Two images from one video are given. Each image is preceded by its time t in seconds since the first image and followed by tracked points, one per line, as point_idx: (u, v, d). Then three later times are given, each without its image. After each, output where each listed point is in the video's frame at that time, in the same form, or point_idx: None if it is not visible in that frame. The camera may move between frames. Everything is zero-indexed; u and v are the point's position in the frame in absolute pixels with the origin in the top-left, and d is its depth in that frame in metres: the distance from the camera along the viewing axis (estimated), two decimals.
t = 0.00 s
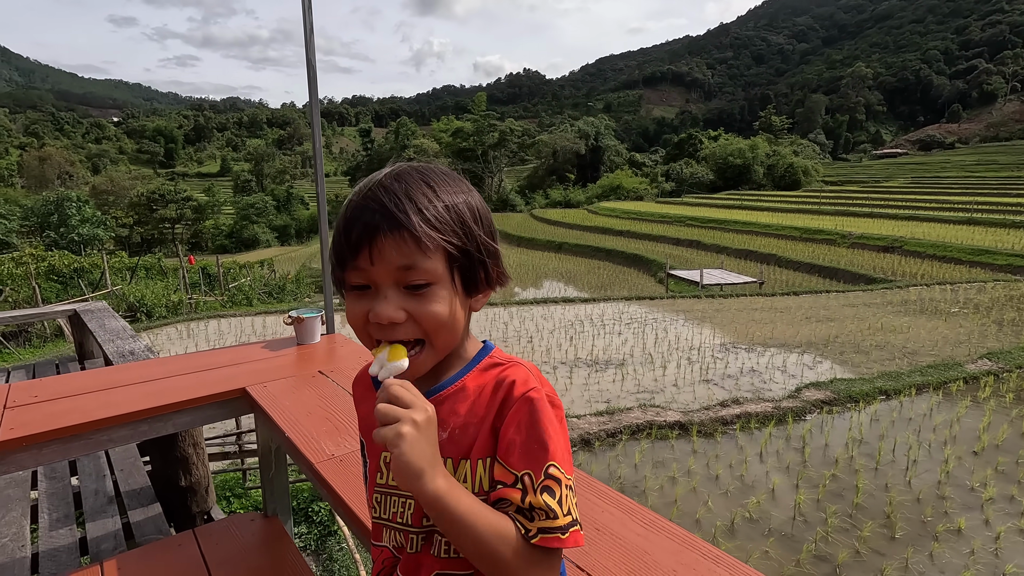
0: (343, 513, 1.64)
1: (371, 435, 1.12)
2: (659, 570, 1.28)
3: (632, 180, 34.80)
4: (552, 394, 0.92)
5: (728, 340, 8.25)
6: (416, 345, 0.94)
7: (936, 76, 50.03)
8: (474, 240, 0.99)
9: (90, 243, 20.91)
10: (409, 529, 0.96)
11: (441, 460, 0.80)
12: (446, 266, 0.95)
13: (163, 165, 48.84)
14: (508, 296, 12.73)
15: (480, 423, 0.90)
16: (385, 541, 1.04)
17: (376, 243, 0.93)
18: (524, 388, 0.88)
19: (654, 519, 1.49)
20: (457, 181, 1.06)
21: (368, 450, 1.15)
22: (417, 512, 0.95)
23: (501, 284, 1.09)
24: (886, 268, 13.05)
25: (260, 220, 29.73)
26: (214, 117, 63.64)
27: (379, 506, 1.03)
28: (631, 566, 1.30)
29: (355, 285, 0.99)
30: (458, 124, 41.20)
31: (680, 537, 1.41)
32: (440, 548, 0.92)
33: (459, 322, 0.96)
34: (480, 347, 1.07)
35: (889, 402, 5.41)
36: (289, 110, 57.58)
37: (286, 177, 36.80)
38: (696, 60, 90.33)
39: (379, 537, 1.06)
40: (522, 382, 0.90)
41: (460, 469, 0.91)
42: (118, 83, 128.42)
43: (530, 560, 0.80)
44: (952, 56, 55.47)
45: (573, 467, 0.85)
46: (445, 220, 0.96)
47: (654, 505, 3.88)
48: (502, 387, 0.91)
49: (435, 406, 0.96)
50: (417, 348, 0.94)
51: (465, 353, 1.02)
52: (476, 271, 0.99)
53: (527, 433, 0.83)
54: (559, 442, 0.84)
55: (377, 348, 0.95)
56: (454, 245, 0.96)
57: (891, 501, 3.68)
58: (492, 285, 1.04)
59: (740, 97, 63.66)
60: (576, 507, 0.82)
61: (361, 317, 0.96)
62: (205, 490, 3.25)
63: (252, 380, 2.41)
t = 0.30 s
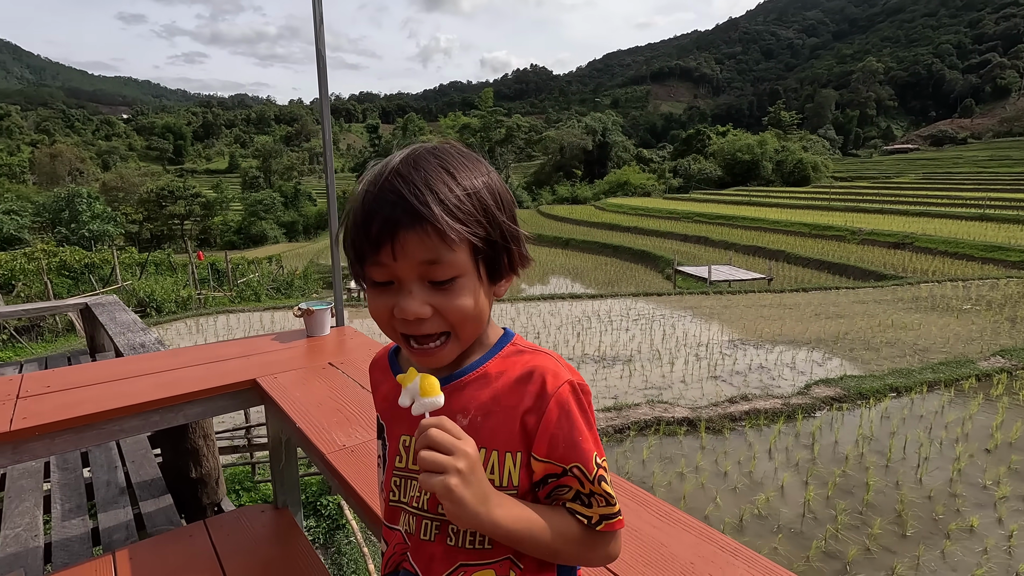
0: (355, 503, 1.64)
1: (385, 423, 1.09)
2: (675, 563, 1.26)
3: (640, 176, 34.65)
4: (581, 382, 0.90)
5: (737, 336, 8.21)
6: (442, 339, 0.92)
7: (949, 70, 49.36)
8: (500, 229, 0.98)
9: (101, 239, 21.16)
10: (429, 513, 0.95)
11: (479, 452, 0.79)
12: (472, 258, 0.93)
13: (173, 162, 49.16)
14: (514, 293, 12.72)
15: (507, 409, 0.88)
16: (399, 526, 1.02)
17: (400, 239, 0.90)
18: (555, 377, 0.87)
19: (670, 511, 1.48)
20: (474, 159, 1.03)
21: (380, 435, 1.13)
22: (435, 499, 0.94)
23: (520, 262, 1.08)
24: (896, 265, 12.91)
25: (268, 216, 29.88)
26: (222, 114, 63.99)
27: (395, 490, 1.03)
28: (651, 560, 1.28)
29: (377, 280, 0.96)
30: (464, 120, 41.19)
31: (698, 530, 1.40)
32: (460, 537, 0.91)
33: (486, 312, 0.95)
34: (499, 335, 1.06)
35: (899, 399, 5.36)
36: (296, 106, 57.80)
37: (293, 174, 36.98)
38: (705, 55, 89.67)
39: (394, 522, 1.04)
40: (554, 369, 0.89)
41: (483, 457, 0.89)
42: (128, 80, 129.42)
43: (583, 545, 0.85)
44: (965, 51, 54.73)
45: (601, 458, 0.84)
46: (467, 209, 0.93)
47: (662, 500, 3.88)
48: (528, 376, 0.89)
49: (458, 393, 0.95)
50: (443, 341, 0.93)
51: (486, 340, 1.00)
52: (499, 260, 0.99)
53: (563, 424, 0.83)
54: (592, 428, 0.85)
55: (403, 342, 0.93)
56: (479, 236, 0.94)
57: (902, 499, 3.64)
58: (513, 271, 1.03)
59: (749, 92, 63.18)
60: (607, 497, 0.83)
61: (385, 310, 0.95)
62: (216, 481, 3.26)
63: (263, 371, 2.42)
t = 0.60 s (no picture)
0: (362, 504, 1.63)
1: (392, 426, 1.09)
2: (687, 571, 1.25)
3: (651, 173, 34.44)
4: (591, 388, 0.89)
5: (749, 335, 8.14)
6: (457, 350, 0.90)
7: (967, 65, 48.50)
8: (515, 237, 0.97)
9: (116, 237, 21.47)
10: (436, 522, 0.94)
11: (484, 455, 0.79)
12: (485, 267, 0.91)
13: (186, 160, 49.68)
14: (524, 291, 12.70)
15: (518, 414, 0.87)
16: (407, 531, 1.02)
17: (410, 251, 0.87)
18: (566, 382, 0.86)
19: (681, 516, 1.46)
20: (484, 161, 1.02)
21: (387, 438, 1.12)
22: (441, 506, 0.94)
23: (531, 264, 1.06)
24: (911, 264, 12.71)
25: (280, 214, 30.11)
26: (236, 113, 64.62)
27: (402, 494, 1.02)
28: (661, 568, 1.26)
29: (387, 292, 0.94)
30: (475, 117, 41.26)
31: (709, 536, 1.38)
32: (467, 545, 0.90)
33: (502, 321, 0.93)
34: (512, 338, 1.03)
35: (915, 400, 5.28)
36: (308, 105, 58.09)
37: (305, 172, 37.25)
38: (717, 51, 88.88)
39: (402, 528, 1.03)
40: (564, 376, 0.88)
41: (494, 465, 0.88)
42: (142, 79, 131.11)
43: (576, 557, 0.82)
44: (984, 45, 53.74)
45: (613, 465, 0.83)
46: (478, 217, 0.92)
47: (673, 501, 3.84)
48: (542, 385, 0.87)
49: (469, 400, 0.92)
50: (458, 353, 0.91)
51: (499, 345, 0.98)
52: (514, 268, 0.97)
53: (576, 429, 0.82)
54: (604, 436, 0.84)
55: (416, 355, 0.91)
56: (495, 245, 0.93)
57: (918, 501, 3.58)
58: (527, 273, 1.02)
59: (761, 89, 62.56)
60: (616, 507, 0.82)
61: (399, 322, 0.92)
62: (225, 479, 3.28)
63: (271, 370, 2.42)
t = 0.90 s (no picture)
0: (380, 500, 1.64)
1: (405, 426, 1.09)
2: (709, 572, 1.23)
3: (670, 170, 34.11)
4: (601, 386, 0.89)
5: (769, 335, 8.02)
6: (465, 352, 0.91)
7: (1001, 58, 47.02)
8: (526, 241, 0.97)
9: (142, 233, 21.98)
10: (447, 523, 0.94)
11: (483, 449, 0.79)
12: (492, 270, 0.91)
13: (210, 158, 50.64)
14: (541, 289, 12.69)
15: (526, 413, 0.87)
16: (422, 529, 1.02)
17: (417, 253, 0.87)
18: (573, 379, 0.86)
19: (701, 516, 1.45)
20: (490, 160, 1.01)
21: (401, 438, 1.12)
22: (451, 504, 0.94)
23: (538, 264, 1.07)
24: (939, 263, 12.41)
25: (300, 212, 30.48)
26: (257, 111, 65.59)
27: (415, 493, 1.03)
28: (680, 568, 1.25)
29: (394, 295, 0.94)
30: (493, 114, 41.27)
31: (731, 537, 1.36)
32: (477, 546, 0.90)
33: (509, 325, 0.93)
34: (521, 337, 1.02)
35: (942, 402, 5.15)
36: (328, 104, 58.78)
37: (325, 170, 37.68)
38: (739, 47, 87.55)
39: (417, 530, 1.03)
40: (572, 373, 0.87)
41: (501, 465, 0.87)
42: (168, 79, 133.87)
43: (571, 557, 0.80)
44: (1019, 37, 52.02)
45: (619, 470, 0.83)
46: (485, 219, 0.91)
47: (691, 501, 3.81)
48: (550, 385, 0.87)
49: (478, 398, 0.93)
50: (466, 355, 0.91)
51: (508, 346, 0.98)
52: (524, 271, 0.97)
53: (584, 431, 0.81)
54: (611, 437, 0.83)
55: (425, 356, 0.91)
56: (503, 247, 0.92)
57: (945, 506, 3.50)
58: (535, 274, 1.01)
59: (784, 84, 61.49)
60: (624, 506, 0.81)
61: (405, 325, 0.92)
62: (248, 472, 3.33)
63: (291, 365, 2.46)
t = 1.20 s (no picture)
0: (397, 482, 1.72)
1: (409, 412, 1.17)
2: (704, 552, 1.26)
3: (698, 166, 33.62)
4: (563, 385, 0.91)
5: (797, 335, 7.88)
6: (430, 346, 0.96)
7: None
8: (469, 242, 0.95)
9: (177, 228, 22.66)
10: (430, 499, 1.02)
11: (435, 431, 0.85)
12: (445, 271, 0.93)
13: (242, 155, 51.86)
14: (565, 285, 12.70)
15: (490, 402, 0.94)
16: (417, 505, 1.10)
17: (375, 259, 0.94)
18: (533, 376, 0.89)
19: (701, 500, 1.48)
20: (465, 171, 1.04)
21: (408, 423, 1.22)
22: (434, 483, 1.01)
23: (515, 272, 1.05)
24: (979, 263, 12.00)
25: (328, 208, 31.02)
26: (287, 109, 66.88)
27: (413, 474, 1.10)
28: (675, 545, 1.28)
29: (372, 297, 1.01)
30: (520, 110, 41.23)
31: (729, 520, 1.40)
32: (452, 524, 0.96)
33: (470, 326, 0.96)
34: (509, 338, 1.06)
35: (975, 406, 5.02)
36: (356, 101, 59.59)
37: (353, 167, 38.23)
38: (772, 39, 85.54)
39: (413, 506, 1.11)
40: (533, 371, 0.90)
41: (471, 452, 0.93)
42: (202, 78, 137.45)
43: (508, 544, 0.82)
44: None
45: (575, 464, 0.85)
46: (440, 225, 0.94)
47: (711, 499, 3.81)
48: (512, 380, 0.91)
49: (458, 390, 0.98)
50: (433, 349, 0.96)
51: (488, 344, 1.02)
52: (477, 270, 0.95)
53: (533, 423, 0.84)
54: (565, 430, 0.85)
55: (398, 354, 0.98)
56: (448, 247, 0.93)
57: (975, 511, 3.43)
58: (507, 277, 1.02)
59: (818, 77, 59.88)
60: (573, 498, 0.83)
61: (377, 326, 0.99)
62: (281, 456, 3.45)
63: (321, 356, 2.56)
